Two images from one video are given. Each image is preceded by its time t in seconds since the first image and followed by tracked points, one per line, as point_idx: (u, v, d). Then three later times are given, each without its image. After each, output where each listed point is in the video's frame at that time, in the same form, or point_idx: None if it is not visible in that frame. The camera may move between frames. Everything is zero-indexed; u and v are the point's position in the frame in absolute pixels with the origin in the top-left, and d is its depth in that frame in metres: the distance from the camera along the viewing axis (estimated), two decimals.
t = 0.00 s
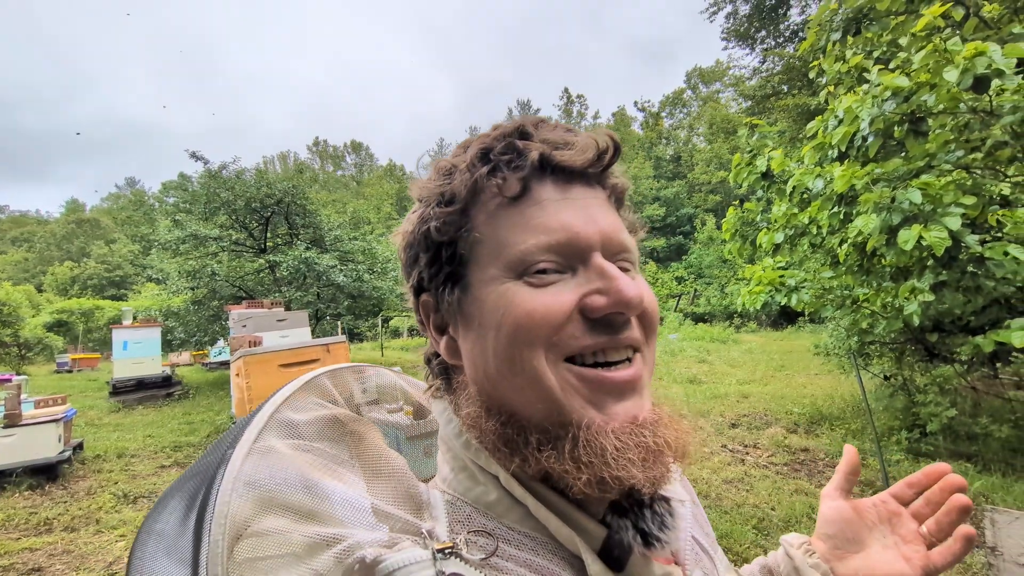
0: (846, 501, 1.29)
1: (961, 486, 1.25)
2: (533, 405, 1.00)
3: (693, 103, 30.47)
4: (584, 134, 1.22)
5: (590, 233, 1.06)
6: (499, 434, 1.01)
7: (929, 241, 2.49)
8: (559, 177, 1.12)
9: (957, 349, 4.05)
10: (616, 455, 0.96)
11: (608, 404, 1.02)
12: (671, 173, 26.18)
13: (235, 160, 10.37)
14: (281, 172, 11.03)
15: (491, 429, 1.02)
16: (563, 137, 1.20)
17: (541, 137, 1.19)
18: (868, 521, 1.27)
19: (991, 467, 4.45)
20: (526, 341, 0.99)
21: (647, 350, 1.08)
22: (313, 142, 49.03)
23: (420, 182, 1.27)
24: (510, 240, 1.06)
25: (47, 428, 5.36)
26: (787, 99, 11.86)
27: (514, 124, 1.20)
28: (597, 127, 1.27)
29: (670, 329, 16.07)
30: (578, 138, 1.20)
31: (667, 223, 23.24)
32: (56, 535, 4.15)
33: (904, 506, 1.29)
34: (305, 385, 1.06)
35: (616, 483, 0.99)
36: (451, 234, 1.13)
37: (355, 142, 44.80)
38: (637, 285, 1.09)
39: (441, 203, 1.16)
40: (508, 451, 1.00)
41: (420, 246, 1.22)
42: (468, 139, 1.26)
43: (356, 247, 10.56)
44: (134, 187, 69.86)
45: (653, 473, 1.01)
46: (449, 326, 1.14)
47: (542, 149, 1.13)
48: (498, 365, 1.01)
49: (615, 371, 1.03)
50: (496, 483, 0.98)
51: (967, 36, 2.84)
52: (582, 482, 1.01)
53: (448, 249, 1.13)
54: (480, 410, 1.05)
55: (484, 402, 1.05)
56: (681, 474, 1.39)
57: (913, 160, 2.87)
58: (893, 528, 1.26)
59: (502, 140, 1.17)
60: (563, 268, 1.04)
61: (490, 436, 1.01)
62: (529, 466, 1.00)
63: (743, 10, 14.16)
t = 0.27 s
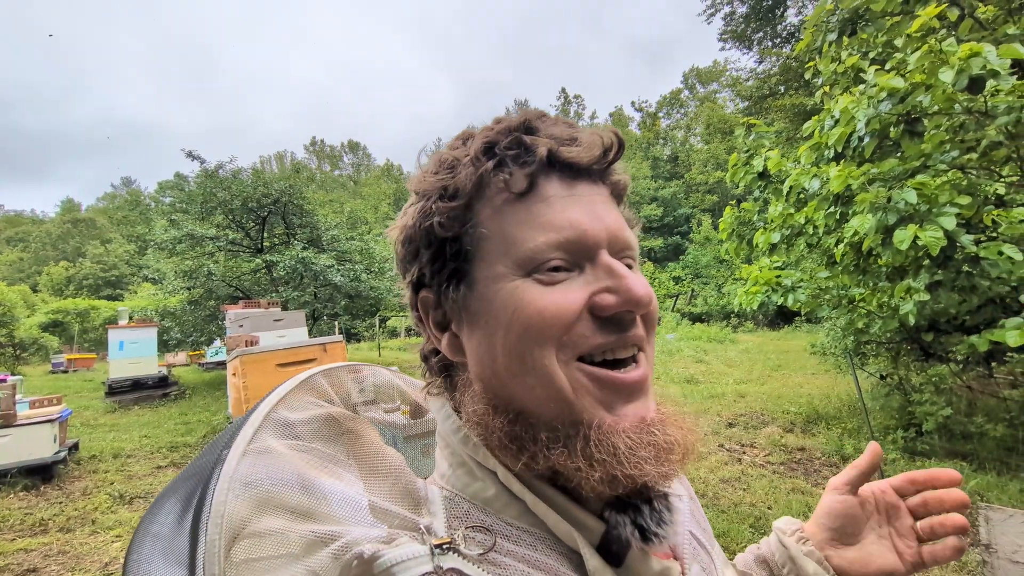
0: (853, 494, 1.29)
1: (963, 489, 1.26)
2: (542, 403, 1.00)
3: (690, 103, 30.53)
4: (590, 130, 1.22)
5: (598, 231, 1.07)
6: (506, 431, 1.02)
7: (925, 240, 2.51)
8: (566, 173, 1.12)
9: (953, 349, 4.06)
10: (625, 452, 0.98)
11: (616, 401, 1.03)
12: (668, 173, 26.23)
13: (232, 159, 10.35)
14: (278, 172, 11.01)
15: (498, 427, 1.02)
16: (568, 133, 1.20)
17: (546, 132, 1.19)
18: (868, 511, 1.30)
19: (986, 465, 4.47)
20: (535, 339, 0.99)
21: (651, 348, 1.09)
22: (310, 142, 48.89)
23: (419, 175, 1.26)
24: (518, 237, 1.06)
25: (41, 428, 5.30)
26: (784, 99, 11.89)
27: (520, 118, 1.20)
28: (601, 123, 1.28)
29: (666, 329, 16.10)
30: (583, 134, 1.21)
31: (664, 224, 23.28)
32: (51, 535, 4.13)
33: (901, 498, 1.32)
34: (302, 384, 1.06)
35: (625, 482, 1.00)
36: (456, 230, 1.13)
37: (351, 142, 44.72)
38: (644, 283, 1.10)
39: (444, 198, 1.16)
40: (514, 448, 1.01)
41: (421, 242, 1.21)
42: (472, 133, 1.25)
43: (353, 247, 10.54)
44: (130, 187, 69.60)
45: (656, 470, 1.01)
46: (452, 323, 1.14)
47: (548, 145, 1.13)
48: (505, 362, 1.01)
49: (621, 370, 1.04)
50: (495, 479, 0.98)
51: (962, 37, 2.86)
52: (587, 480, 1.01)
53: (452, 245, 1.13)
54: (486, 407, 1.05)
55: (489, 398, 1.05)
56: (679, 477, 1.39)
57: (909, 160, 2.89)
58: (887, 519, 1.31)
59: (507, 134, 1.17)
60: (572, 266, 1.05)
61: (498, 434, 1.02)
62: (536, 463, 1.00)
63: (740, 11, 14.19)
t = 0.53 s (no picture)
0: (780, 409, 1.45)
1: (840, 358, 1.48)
2: (543, 405, 1.00)
3: (688, 103, 30.54)
4: (597, 131, 1.22)
5: (603, 233, 1.07)
6: (508, 431, 1.01)
7: (921, 240, 2.51)
8: (572, 174, 1.12)
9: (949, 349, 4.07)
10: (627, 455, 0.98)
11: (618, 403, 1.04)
12: (666, 173, 26.26)
13: (229, 159, 10.32)
14: (275, 171, 10.98)
15: (499, 426, 1.02)
16: (575, 133, 1.20)
17: (553, 132, 1.19)
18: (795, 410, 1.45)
19: (982, 464, 4.49)
20: (538, 340, 0.99)
21: (652, 352, 1.09)
22: (308, 142, 48.80)
23: (422, 171, 1.26)
24: (522, 237, 1.06)
25: (38, 429, 5.28)
26: (782, 100, 11.90)
27: (528, 117, 1.19)
28: (608, 125, 1.28)
29: (664, 328, 16.10)
30: (589, 134, 1.21)
31: (662, 224, 23.29)
32: (47, 536, 4.11)
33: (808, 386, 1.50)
34: (297, 387, 1.06)
35: (625, 483, 1.01)
36: (459, 229, 1.12)
37: (349, 142, 44.66)
38: (647, 287, 1.10)
39: (448, 195, 1.16)
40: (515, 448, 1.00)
41: (423, 239, 1.21)
42: (478, 130, 1.25)
43: (350, 247, 10.51)
44: (127, 187, 69.42)
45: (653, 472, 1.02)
46: (453, 322, 1.14)
47: (556, 146, 1.13)
48: (508, 362, 1.01)
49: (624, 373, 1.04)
50: (489, 479, 0.98)
51: (958, 38, 2.86)
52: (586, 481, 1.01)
53: (455, 244, 1.13)
54: (488, 407, 1.04)
55: (490, 398, 1.05)
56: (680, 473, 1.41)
57: (905, 161, 2.89)
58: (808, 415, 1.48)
59: (514, 133, 1.16)
60: (576, 268, 1.05)
61: (499, 433, 1.01)
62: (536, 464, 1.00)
63: (738, 11, 14.20)
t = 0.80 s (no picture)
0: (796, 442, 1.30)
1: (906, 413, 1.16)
2: (528, 399, 1.00)
3: (687, 104, 30.58)
4: (579, 126, 1.23)
5: (586, 226, 1.07)
6: (493, 426, 1.01)
7: (917, 240, 2.52)
8: (555, 168, 1.12)
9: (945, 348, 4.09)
10: (614, 448, 0.98)
11: (604, 397, 1.03)
12: (664, 173, 26.31)
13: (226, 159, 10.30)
14: (273, 171, 10.97)
15: (484, 421, 1.01)
16: (557, 128, 1.20)
17: (535, 127, 1.19)
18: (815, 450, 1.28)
19: (978, 464, 4.50)
20: (523, 335, 0.98)
21: (638, 345, 1.09)
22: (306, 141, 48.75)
23: (405, 168, 1.26)
24: (506, 232, 1.05)
25: (34, 429, 5.28)
26: (780, 100, 11.92)
27: (510, 112, 1.19)
28: (591, 119, 1.28)
29: (662, 328, 16.11)
30: (571, 129, 1.21)
31: (660, 224, 23.32)
32: (42, 536, 4.10)
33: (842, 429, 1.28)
34: (287, 383, 1.05)
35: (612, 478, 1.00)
36: (442, 224, 1.12)
37: (347, 141, 44.63)
38: (632, 280, 1.10)
39: (430, 191, 1.15)
40: (501, 443, 1.00)
41: (407, 235, 1.21)
42: (460, 126, 1.25)
43: (348, 247, 10.50)
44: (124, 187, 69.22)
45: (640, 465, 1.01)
46: (437, 318, 1.13)
47: (538, 140, 1.13)
48: (493, 356, 1.01)
49: (610, 366, 1.03)
50: (478, 474, 0.97)
51: (954, 38, 2.87)
52: (574, 475, 1.01)
53: (439, 240, 1.12)
54: (473, 403, 1.04)
55: (475, 393, 1.04)
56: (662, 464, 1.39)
57: (902, 160, 2.89)
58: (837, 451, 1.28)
59: (496, 128, 1.16)
60: (559, 262, 1.05)
61: (484, 429, 1.01)
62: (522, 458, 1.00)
63: (736, 12, 14.21)
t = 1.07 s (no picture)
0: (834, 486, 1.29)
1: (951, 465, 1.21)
2: (526, 398, 1.00)
3: (685, 104, 30.59)
4: (577, 126, 1.23)
5: (584, 226, 1.08)
6: (491, 425, 1.01)
7: (914, 240, 2.53)
8: (553, 167, 1.13)
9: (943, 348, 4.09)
10: (612, 447, 0.98)
11: (601, 396, 1.03)
12: (663, 174, 26.34)
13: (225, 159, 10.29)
14: (271, 171, 10.95)
15: (482, 421, 1.01)
16: (555, 128, 1.21)
17: (534, 127, 1.19)
18: (853, 501, 1.29)
19: (975, 463, 4.51)
20: (521, 333, 0.99)
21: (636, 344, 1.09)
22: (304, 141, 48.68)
23: (403, 167, 1.26)
24: (504, 231, 1.06)
25: (30, 429, 5.26)
26: (778, 101, 11.92)
27: (509, 112, 1.20)
28: (589, 120, 1.29)
29: (661, 328, 16.11)
30: (569, 129, 1.21)
31: (658, 223, 23.34)
32: (40, 537, 4.10)
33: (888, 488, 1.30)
34: (285, 384, 1.06)
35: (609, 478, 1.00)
36: (440, 223, 1.12)
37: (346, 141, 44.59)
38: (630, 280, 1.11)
39: (428, 189, 1.16)
40: (499, 443, 1.00)
41: (405, 234, 1.21)
42: (458, 125, 1.25)
43: (347, 247, 10.48)
44: (122, 187, 69.10)
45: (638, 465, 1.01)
46: (435, 317, 1.14)
47: (537, 140, 1.14)
48: (491, 355, 1.01)
49: (608, 366, 1.04)
50: (473, 475, 0.98)
51: (952, 39, 2.87)
52: (571, 475, 1.01)
53: (436, 238, 1.13)
54: (470, 403, 1.04)
55: (473, 392, 1.04)
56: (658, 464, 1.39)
57: (899, 161, 2.90)
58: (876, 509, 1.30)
59: (494, 128, 1.17)
60: (558, 261, 1.05)
61: (482, 428, 1.01)
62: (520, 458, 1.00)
63: (734, 12, 14.21)
